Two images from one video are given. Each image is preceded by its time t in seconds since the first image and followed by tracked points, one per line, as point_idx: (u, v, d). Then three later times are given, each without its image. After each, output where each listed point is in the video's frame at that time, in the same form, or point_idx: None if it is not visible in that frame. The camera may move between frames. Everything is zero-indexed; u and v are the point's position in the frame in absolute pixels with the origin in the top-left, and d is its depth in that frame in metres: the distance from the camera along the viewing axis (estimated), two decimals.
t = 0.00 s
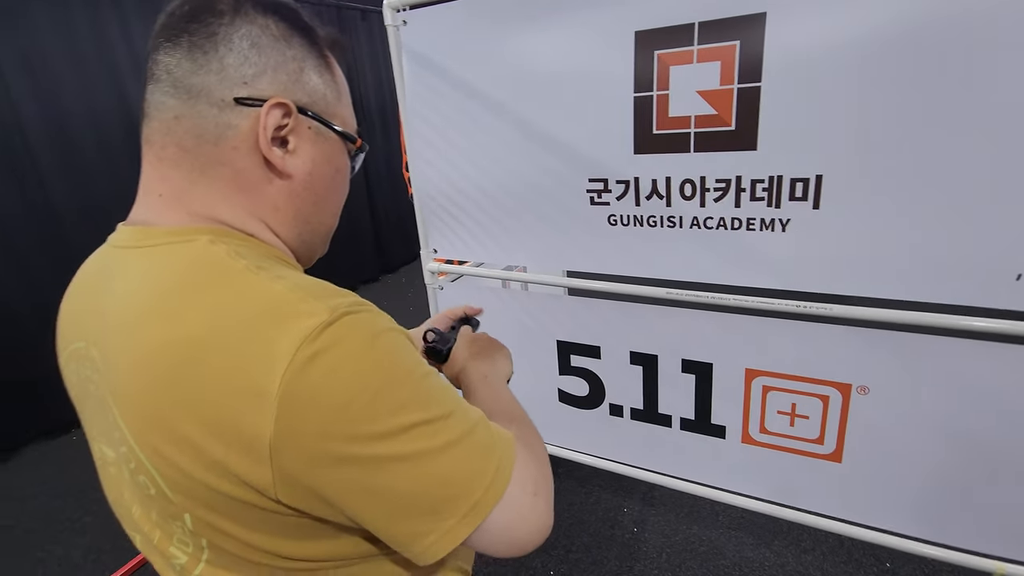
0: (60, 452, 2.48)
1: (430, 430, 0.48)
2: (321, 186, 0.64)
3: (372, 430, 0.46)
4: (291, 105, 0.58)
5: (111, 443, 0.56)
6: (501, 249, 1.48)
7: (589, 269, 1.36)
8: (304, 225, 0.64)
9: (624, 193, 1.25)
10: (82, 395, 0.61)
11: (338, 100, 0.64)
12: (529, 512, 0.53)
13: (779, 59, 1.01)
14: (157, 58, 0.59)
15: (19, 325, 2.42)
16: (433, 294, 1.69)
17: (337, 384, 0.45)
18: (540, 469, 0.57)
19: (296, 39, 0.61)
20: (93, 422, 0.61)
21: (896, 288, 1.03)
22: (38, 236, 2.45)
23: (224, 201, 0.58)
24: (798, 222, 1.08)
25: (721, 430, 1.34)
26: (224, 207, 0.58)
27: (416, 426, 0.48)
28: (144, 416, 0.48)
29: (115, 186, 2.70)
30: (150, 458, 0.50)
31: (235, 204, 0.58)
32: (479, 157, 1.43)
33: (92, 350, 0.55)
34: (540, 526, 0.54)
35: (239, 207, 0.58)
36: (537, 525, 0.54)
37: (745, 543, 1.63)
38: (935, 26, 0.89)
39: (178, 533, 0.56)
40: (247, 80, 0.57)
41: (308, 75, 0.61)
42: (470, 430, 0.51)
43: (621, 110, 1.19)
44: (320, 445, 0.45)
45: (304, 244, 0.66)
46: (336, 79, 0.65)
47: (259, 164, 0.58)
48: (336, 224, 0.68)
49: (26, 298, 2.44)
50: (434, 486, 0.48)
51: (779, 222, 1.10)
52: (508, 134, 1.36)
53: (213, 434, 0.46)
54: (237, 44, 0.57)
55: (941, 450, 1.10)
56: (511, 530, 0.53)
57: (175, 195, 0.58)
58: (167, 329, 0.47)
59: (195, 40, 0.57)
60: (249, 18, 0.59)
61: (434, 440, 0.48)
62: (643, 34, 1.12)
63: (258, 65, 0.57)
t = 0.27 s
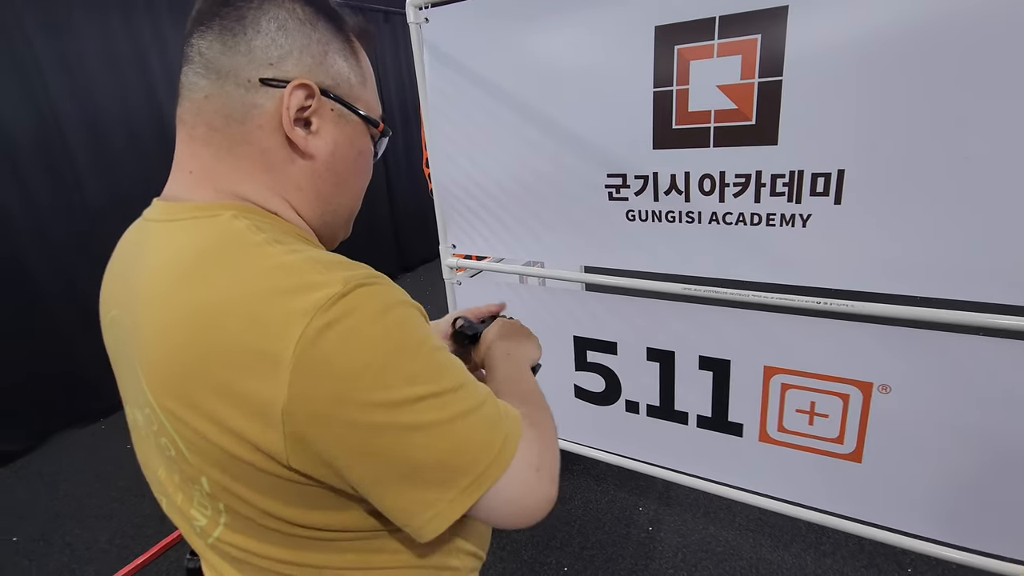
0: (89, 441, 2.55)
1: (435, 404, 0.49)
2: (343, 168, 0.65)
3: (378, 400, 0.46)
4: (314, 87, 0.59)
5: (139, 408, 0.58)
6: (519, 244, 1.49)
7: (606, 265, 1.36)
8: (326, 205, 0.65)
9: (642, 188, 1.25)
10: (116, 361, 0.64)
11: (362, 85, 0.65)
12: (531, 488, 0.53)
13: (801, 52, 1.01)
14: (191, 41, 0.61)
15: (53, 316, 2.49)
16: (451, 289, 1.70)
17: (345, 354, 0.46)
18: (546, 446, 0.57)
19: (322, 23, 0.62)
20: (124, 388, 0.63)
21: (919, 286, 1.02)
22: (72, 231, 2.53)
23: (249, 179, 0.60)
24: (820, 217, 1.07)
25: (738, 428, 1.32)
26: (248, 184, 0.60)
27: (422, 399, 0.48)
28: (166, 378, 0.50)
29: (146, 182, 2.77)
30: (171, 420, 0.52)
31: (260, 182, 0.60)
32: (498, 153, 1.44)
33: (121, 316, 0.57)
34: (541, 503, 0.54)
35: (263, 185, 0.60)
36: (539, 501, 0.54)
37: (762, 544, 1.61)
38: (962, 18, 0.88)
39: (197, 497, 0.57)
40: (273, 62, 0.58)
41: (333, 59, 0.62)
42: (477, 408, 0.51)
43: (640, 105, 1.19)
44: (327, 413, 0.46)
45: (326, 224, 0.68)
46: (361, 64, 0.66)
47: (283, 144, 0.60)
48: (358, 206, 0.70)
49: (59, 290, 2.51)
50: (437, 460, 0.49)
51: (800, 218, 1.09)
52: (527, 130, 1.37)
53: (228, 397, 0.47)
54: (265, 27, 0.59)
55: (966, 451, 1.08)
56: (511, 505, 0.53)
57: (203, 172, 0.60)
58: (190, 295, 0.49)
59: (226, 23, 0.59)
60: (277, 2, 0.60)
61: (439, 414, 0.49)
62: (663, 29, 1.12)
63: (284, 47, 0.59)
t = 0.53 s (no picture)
0: (105, 431, 2.59)
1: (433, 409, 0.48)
2: (359, 168, 0.64)
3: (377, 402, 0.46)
4: (338, 86, 0.59)
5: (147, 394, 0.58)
6: (529, 241, 1.49)
7: (616, 262, 1.35)
8: (339, 204, 0.65)
9: (652, 184, 1.24)
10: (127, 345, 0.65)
11: (384, 91, 0.66)
12: (513, 509, 0.51)
13: (815, 47, 0.99)
14: (224, 34, 0.61)
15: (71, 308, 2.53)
16: (460, 285, 1.70)
17: (348, 353, 0.45)
18: (540, 464, 0.53)
19: (352, 28, 0.63)
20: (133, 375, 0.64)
21: (933, 285, 1.00)
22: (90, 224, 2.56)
23: (265, 172, 0.59)
24: (833, 215, 1.06)
25: (748, 428, 1.31)
26: (266, 177, 0.60)
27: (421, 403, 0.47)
28: (173, 366, 0.50)
29: (163, 177, 2.80)
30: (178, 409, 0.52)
31: (276, 174, 0.60)
32: (508, 149, 1.44)
33: (133, 301, 0.57)
34: (522, 527, 0.51)
35: (281, 177, 0.60)
36: (520, 523, 0.51)
37: (771, 546, 1.59)
38: (982, 12, 0.86)
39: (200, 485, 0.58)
40: (301, 59, 0.58)
41: (359, 63, 0.62)
42: (475, 417, 0.50)
43: (651, 101, 1.18)
44: (326, 411, 0.46)
45: (338, 223, 0.67)
46: (385, 72, 0.66)
47: (303, 139, 0.60)
48: (371, 207, 0.69)
49: (77, 283, 2.55)
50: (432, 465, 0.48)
51: (812, 216, 1.08)
52: (538, 126, 1.36)
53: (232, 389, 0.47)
54: (297, 26, 0.59)
55: (979, 454, 1.06)
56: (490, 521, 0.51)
57: (222, 160, 0.60)
58: (202, 286, 0.49)
59: (261, 19, 0.60)
60: (311, 4, 0.61)
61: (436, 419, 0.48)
62: (675, 24, 1.10)
63: (314, 47, 0.59)
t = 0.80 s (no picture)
0: (118, 408, 2.61)
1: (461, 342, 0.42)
2: (376, 115, 0.63)
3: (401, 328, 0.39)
4: (363, 28, 0.58)
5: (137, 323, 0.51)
6: (539, 216, 1.48)
7: (626, 237, 1.34)
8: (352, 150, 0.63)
9: (664, 157, 1.22)
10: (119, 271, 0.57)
11: (405, 46, 0.64)
12: (503, 454, 0.46)
13: (833, 13, 0.97)
14: None
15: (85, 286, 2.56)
16: (468, 262, 1.69)
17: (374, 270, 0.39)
18: (537, 410, 0.49)
19: None
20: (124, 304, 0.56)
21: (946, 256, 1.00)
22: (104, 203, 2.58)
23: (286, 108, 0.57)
24: (848, 186, 1.04)
25: (757, 406, 1.30)
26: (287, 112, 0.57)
27: (450, 334, 0.41)
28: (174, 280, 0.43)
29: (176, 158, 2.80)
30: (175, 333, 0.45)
31: (298, 110, 0.58)
32: (519, 123, 1.42)
33: (127, 216, 0.50)
34: (508, 470, 0.47)
35: (301, 114, 0.58)
36: (505, 467, 0.46)
37: (778, 528, 1.58)
38: None
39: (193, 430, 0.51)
40: None
41: (382, 13, 0.61)
42: (498, 365, 0.44)
43: (665, 71, 1.16)
44: (339, 336, 0.39)
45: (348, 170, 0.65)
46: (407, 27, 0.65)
47: (324, 79, 0.58)
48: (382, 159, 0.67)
49: (90, 262, 2.57)
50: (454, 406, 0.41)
51: (827, 187, 1.06)
52: (549, 99, 1.35)
53: (235, 307, 0.40)
54: None
55: (991, 425, 1.06)
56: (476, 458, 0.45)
57: (247, 92, 0.57)
58: (215, 192, 0.43)
59: None
60: None
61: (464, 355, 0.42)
62: None
63: None
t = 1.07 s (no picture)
0: (126, 369, 2.58)
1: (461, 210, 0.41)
2: None
3: (398, 187, 0.38)
4: None
5: (139, 203, 0.50)
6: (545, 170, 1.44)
7: (635, 190, 1.31)
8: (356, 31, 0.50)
9: (676, 105, 1.19)
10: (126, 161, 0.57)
11: None
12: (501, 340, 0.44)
13: None
14: None
15: (92, 245, 2.52)
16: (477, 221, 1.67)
17: (372, 124, 0.38)
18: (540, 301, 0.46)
19: None
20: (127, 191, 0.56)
21: (962, 202, 0.97)
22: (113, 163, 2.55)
23: None
24: (865, 130, 1.02)
25: (764, 363, 1.28)
26: None
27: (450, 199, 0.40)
28: (172, 143, 0.43)
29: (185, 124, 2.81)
30: (173, 201, 0.45)
31: None
32: (528, 73, 1.38)
33: (129, 94, 0.49)
34: (508, 360, 0.44)
35: None
36: (506, 357, 0.44)
37: (783, 493, 1.54)
38: None
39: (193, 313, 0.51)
40: None
41: None
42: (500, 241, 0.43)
43: (679, 14, 1.13)
44: (337, 191, 0.38)
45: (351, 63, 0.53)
46: None
47: None
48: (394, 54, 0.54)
49: (100, 222, 2.54)
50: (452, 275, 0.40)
51: (843, 132, 1.04)
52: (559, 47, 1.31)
53: (232, 164, 0.40)
54: None
55: (1004, 377, 1.04)
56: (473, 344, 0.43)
57: None
58: (214, 54, 0.42)
59: None
60: None
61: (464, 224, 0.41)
62: None
63: None
